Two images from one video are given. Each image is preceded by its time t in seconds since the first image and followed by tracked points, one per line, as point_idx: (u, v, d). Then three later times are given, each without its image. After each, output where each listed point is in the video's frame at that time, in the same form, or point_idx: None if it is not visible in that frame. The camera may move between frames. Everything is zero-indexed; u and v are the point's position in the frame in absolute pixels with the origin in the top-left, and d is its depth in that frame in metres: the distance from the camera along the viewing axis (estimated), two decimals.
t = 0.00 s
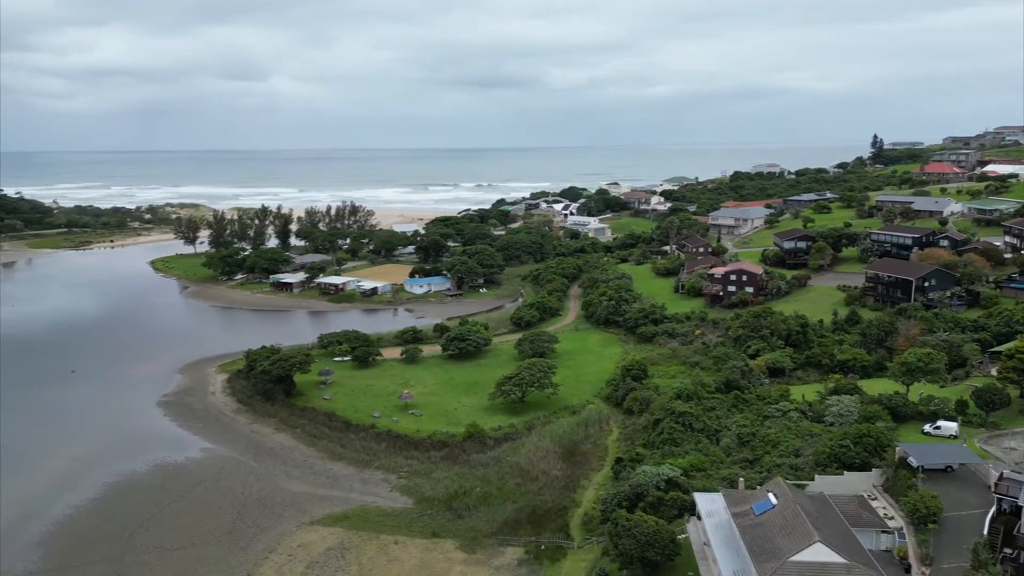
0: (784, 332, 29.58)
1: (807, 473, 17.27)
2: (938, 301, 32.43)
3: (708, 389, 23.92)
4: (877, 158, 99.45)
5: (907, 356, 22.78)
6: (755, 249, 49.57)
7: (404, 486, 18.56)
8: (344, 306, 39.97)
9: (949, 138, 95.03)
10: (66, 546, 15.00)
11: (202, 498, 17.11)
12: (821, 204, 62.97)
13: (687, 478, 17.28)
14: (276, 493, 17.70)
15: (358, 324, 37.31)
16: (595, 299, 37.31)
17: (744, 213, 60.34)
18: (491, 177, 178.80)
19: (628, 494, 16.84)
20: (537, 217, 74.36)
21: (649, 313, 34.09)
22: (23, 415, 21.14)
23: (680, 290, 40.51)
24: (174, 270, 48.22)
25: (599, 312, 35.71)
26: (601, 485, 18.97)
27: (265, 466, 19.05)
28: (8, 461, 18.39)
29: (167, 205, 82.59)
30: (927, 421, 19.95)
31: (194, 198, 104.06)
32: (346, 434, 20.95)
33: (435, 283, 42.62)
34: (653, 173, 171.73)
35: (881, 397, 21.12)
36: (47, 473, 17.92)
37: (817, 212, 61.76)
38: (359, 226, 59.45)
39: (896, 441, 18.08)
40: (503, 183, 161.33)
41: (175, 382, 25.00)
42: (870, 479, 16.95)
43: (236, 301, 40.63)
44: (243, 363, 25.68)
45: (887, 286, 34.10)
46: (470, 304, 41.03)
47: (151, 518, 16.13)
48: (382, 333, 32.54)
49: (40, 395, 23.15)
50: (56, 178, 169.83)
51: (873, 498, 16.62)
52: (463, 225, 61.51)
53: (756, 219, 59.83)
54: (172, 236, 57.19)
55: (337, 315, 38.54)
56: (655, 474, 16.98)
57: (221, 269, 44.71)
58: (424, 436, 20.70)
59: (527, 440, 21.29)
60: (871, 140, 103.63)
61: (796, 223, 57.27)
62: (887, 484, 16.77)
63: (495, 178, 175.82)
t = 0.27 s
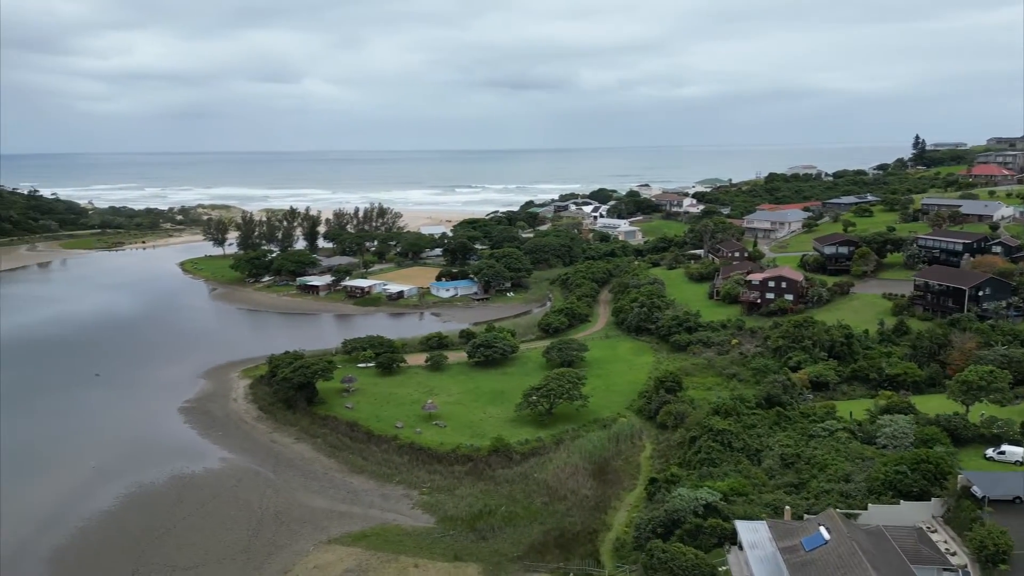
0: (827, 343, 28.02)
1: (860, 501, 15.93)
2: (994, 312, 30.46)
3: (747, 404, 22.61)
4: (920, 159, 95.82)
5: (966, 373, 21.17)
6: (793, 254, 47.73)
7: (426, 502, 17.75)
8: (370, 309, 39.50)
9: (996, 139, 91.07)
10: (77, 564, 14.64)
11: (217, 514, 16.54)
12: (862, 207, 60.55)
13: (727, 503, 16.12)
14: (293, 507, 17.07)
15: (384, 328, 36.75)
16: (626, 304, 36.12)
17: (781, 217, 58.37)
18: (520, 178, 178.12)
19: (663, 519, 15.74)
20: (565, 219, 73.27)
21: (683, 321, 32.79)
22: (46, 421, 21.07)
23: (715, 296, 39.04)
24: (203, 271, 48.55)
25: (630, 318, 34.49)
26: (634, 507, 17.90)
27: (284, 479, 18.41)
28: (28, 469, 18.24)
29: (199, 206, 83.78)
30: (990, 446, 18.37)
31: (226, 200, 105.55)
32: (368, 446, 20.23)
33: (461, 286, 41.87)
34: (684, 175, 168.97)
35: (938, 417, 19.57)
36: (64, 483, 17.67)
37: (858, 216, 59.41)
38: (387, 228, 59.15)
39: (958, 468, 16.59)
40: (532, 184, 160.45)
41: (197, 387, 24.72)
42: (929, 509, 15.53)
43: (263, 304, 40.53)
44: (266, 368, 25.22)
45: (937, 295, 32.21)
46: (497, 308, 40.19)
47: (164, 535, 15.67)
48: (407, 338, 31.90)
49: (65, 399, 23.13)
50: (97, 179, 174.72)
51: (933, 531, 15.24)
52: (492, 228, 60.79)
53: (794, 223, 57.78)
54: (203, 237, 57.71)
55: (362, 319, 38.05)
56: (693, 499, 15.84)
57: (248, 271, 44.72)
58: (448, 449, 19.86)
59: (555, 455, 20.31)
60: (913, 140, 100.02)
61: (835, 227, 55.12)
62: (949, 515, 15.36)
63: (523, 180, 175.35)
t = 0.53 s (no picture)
0: (870, 355, 26.55)
1: (914, 531, 14.68)
2: None
3: (786, 420, 21.36)
4: (962, 160, 92.33)
5: None
6: (830, 259, 45.96)
7: (447, 520, 16.97)
8: (394, 312, 39.00)
9: None
10: None
11: (231, 528, 15.98)
12: (902, 210, 58.26)
13: (768, 529, 14.98)
14: (309, 523, 16.45)
15: (407, 332, 36.16)
16: (656, 310, 34.92)
17: (816, 220, 56.49)
18: (546, 180, 177.22)
19: (699, 546, 14.70)
20: (592, 221, 72.08)
21: (716, 329, 31.49)
22: (65, 417, 20.75)
23: (749, 303, 37.63)
24: (229, 273, 48.72)
25: (660, 325, 33.33)
26: (666, 529, 16.87)
27: (301, 491, 17.81)
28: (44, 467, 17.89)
29: (228, 207, 84.75)
30: None
31: (255, 201, 106.80)
32: (387, 457, 19.55)
33: (486, 290, 41.09)
34: (713, 176, 166.13)
35: (998, 439, 18.13)
36: (80, 488, 17.30)
37: (898, 219, 57.15)
38: (412, 230, 58.75)
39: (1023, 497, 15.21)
40: (558, 186, 159.35)
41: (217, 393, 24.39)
42: (993, 542, 14.21)
43: (287, 306, 40.32)
44: (287, 374, 24.77)
45: (988, 304, 30.43)
46: (522, 312, 39.32)
47: (177, 549, 15.15)
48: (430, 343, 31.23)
49: (85, 396, 22.86)
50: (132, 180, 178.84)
51: (997, 567, 13.92)
52: (518, 230, 59.99)
53: (830, 226, 55.82)
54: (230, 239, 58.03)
55: (386, 323, 37.55)
56: (731, 524, 14.75)
57: (273, 273, 44.63)
58: (470, 462, 19.07)
59: (582, 471, 19.38)
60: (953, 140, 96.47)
61: (874, 231, 53.02)
62: (1014, 550, 14.02)
63: (550, 181, 174.50)
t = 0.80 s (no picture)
0: (922, 369, 24.89)
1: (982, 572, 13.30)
2: None
3: (833, 439, 19.98)
4: (1012, 161, 88.21)
5: None
6: (873, 265, 43.91)
7: (470, 541, 16.11)
8: (420, 316, 38.37)
9: None
10: None
11: (245, 545, 15.38)
12: (950, 213, 55.58)
13: (817, 565, 13.79)
14: (326, 540, 15.76)
15: (434, 337, 35.46)
16: (690, 317, 33.59)
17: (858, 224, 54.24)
18: (576, 181, 175.80)
19: None
20: (623, 224, 70.72)
21: (754, 338, 30.06)
22: (88, 434, 20.79)
23: (789, 311, 36.00)
24: (258, 274, 48.84)
25: (695, 333, 32.00)
26: (704, 558, 15.75)
27: (319, 506, 17.15)
28: (63, 485, 17.77)
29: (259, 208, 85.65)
30: None
31: (286, 202, 107.93)
32: (410, 470, 18.78)
33: (514, 294, 40.16)
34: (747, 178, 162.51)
35: None
36: (95, 503, 17.06)
37: (946, 223, 54.50)
38: (439, 233, 58.25)
39: None
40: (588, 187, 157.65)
41: (239, 399, 24.06)
42: None
43: (313, 309, 40.05)
44: (309, 381, 24.24)
45: None
46: (551, 318, 38.30)
47: (188, 567, 14.61)
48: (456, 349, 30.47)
49: (110, 412, 22.88)
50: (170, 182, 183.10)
51: None
52: (547, 232, 59.00)
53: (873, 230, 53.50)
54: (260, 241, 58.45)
55: (412, 327, 36.93)
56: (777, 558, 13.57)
57: (300, 275, 44.54)
58: (495, 478, 18.18)
59: (614, 490, 18.34)
60: (1003, 139, 92.23)
61: (920, 236, 50.61)
62: None
63: (579, 182, 173.12)
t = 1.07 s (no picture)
0: (981, 386, 23.18)
1: None
2: None
3: (885, 462, 18.57)
4: None
5: None
6: (920, 272, 41.78)
7: (495, 565, 15.23)
8: (447, 320, 37.67)
9: None
10: None
11: (260, 562, 14.77)
12: (1002, 217, 52.80)
13: None
14: (344, 559, 15.05)
15: (460, 342, 34.69)
16: (727, 325, 32.19)
17: (902, 227, 51.88)
18: (605, 183, 174.05)
19: None
20: (654, 226, 69.19)
21: (795, 348, 28.58)
22: (112, 438, 20.58)
23: (831, 319, 34.30)
24: (286, 276, 48.88)
25: (731, 342, 30.62)
26: None
27: (338, 522, 16.47)
28: (83, 490, 17.48)
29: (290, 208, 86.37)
30: None
31: (316, 202, 108.83)
32: (432, 485, 17.98)
33: (543, 298, 39.20)
34: (781, 179, 158.72)
35: None
36: (111, 511, 16.70)
37: (997, 227, 51.77)
38: (467, 234, 57.64)
39: None
40: (617, 188, 155.82)
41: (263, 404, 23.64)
42: None
43: (339, 312, 39.67)
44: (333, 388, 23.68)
45: None
46: (581, 323, 37.22)
47: None
48: (483, 356, 29.66)
49: (134, 415, 22.67)
50: (205, 183, 187.00)
51: None
52: (577, 234, 57.89)
53: (918, 235, 51.10)
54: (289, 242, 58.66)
55: (439, 331, 36.25)
56: None
57: (328, 277, 44.32)
58: (522, 496, 17.27)
59: (647, 511, 17.25)
60: None
61: (970, 241, 48.13)
62: None
63: (608, 183, 171.35)
